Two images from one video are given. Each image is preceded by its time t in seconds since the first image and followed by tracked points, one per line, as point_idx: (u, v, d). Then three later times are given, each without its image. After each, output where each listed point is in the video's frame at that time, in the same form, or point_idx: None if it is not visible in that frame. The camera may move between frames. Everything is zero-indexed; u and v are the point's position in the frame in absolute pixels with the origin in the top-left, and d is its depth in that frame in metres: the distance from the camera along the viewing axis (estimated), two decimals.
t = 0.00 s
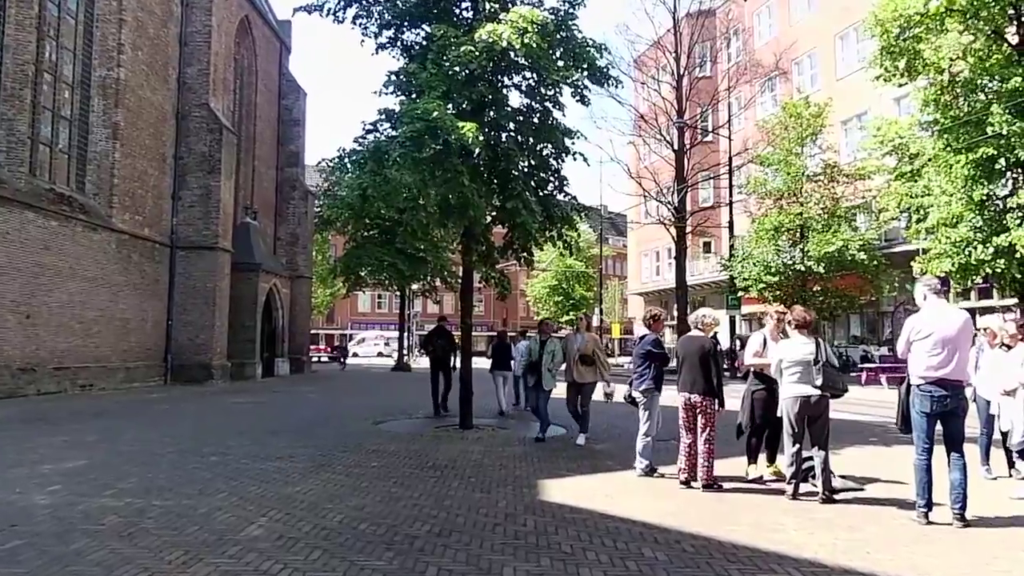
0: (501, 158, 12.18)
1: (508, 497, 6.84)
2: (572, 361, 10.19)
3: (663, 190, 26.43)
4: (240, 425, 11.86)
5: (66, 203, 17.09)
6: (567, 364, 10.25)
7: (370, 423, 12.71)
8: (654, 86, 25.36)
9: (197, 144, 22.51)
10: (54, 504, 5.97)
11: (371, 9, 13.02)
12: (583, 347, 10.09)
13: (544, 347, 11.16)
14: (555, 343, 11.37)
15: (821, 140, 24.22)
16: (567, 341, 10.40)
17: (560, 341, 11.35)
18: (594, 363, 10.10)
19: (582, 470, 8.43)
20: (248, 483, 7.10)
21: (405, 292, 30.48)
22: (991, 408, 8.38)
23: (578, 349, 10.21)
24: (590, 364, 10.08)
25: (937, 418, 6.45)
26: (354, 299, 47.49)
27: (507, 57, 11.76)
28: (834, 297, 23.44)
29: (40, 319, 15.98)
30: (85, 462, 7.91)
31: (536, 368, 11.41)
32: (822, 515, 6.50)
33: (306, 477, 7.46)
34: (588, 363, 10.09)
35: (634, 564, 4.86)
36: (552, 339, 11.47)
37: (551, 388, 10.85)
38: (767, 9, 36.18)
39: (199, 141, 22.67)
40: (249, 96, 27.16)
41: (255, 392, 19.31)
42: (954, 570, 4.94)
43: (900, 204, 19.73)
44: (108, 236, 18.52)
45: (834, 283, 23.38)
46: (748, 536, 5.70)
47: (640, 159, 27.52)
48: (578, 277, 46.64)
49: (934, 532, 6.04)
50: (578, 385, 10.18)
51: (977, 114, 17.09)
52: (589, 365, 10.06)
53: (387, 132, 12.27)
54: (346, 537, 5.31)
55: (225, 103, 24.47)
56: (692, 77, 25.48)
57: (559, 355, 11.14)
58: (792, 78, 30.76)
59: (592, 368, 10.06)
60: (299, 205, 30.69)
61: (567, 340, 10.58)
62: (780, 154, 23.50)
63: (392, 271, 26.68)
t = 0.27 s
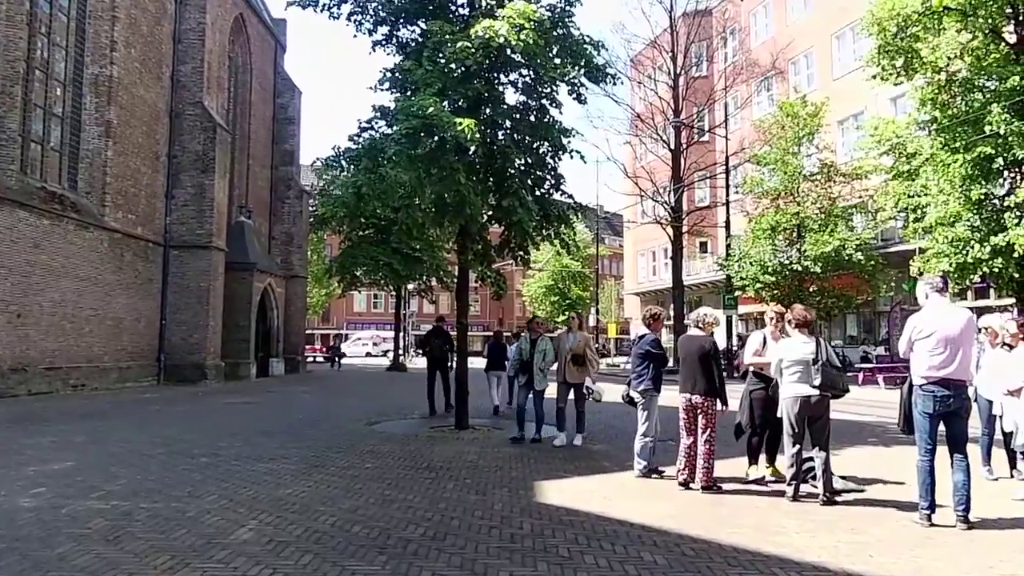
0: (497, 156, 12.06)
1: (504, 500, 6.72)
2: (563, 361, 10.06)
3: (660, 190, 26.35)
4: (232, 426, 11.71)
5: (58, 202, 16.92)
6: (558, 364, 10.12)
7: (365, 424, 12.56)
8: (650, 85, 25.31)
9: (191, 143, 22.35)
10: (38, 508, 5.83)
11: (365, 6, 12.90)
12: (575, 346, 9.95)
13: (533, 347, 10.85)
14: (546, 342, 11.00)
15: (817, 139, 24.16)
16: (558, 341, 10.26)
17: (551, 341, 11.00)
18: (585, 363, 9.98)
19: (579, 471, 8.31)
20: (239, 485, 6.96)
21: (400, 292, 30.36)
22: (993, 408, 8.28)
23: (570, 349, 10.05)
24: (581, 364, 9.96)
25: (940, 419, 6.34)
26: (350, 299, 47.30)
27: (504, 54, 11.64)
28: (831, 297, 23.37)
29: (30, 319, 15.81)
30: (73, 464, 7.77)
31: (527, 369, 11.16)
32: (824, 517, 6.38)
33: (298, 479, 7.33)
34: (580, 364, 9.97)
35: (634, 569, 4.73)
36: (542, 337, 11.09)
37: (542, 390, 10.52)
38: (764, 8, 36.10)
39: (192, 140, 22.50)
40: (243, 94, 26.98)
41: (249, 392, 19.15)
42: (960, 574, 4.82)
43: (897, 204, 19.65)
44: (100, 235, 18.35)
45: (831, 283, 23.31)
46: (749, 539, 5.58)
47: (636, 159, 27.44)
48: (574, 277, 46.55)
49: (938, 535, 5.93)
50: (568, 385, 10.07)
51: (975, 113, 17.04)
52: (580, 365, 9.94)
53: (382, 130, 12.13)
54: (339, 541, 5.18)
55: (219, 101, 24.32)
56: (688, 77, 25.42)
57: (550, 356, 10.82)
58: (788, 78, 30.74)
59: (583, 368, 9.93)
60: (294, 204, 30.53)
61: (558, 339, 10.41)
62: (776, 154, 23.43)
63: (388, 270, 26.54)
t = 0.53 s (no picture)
0: (494, 152, 11.91)
1: (500, 500, 6.58)
2: (555, 362, 9.83)
3: (657, 189, 26.24)
4: (224, 425, 11.54)
5: (49, 199, 16.72)
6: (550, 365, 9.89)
7: (359, 424, 12.41)
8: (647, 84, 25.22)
9: (184, 140, 22.17)
10: (21, 509, 5.66)
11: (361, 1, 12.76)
12: (566, 347, 9.71)
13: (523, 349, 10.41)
14: (535, 342, 10.56)
15: (814, 138, 24.07)
16: (550, 340, 10.05)
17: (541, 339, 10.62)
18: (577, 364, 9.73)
19: (576, 471, 8.17)
20: (229, 485, 6.81)
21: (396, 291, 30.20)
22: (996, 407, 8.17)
23: (561, 349, 9.80)
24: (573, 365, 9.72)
25: (944, 418, 6.21)
26: (345, 299, 47.08)
27: (501, 49, 11.49)
28: (828, 296, 23.28)
29: (21, 317, 15.63)
30: (60, 463, 7.60)
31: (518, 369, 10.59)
32: (827, 518, 6.25)
33: (290, 479, 7.18)
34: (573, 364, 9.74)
35: (634, 571, 4.60)
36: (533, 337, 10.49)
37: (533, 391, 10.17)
38: (760, 7, 36.04)
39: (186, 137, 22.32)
40: (238, 92, 26.80)
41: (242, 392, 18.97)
42: None
43: (894, 203, 19.54)
44: (92, 233, 18.16)
45: (828, 282, 23.22)
46: (752, 541, 5.44)
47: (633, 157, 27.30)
48: (571, 277, 46.43)
49: (944, 536, 5.81)
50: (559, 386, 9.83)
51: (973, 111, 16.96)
52: (572, 366, 9.70)
53: (377, 125, 11.97)
54: (329, 543, 5.04)
55: (213, 99, 24.15)
56: (685, 75, 25.33)
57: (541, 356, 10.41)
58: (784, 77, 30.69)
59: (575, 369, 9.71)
60: (289, 202, 30.35)
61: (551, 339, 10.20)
62: (773, 153, 23.35)
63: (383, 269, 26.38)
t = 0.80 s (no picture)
0: (490, 150, 11.75)
1: (495, 503, 6.44)
2: (544, 362, 9.70)
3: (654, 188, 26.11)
4: (215, 427, 11.37)
5: (40, 197, 16.54)
6: (539, 365, 9.75)
7: (352, 425, 12.24)
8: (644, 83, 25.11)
9: (178, 139, 21.98)
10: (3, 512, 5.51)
11: None
12: (554, 346, 9.55)
13: (510, 348, 10.10)
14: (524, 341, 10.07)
15: (811, 138, 23.98)
16: (538, 340, 9.83)
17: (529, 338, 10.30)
18: (567, 363, 9.61)
19: (573, 473, 8.03)
20: (217, 488, 6.66)
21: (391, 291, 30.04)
22: (999, 408, 8.05)
23: (550, 348, 9.64)
24: (563, 364, 9.56)
25: (948, 419, 6.08)
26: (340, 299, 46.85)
27: (497, 45, 11.34)
28: (825, 296, 23.16)
29: (11, 317, 15.44)
30: (45, 466, 7.44)
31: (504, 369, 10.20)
32: (830, 521, 6.12)
33: (281, 482, 7.03)
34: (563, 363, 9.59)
35: None
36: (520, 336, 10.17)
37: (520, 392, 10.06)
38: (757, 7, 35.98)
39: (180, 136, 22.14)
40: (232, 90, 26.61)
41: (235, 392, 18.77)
42: None
43: (892, 202, 19.40)
44: (84, 232, 17.97)
45: (825, 282, 23.09)
46: (754, 545, 5.30)
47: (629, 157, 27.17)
48: (567, 277, 46.26)
49: (949, 540, 5.68)
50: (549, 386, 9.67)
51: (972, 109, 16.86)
52: (562, 365, 9.55)
53: (372, 123, 11.81)
54: (318, 548, 4.89)
55: (207, 97, 23.97)
56: (682, 75, 25.22)
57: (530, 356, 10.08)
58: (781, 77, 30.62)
59: (564, 368, 9.56)
60: (284, 202, 30.17)
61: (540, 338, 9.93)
62: (770, 152, 23.25)
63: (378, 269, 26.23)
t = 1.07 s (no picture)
0: (485, 149, 11.58)
1: (488, 511, 6.27)
2: (532, 362, 9.32)
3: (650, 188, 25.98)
4: (205, 430, 11.20)
5: (30, 197, 16.32)
6: (527, 365, 9.38)
7: (345, 428, 12.07)
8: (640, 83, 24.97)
9: (171, 138, 21.78)
10: None
11: None
12: (545, 345, 9.20)
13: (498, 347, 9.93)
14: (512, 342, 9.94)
15: (809, 138, 23.86)
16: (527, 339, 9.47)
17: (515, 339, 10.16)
18: (556, 363, 9.25)
19: (569, 479, 7.87)
20: (203, 496, 6.49)
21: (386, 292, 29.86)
22: (1002, 412, 7.91)
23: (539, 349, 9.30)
24: (553, 364, 9.23)
25: (952, 424, 5.94)
26: (335, 300, 46.64)
27: (492, 42, 11.17)
28: (823, 297, 23.04)
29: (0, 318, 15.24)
30: (28, 472, 7.26)
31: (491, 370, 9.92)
32: (832, 529, 5.97)
33: (269, 488, 6.86)
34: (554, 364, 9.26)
35: None
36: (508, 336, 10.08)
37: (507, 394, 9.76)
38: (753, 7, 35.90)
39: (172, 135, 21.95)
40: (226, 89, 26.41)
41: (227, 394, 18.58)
42: None
43: (890, 202, 19.26)
44: (76, 232, 17.77)
45: (822, 282, 22.97)
46: (754, 555, 5.15)
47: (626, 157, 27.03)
48: (563, 277, 46.11)
49: (955, 549, 5.52)
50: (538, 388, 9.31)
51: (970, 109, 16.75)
52: (551, 365, 9.22)
53: (365, 121, 11.63)
54: (304, 560, 4.72)
55: (201, 96, 23.76)
56: (679, 74, 25.10)
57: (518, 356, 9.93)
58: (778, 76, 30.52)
59: (555, 368, 9.20)
60: (279, 202, 29.97)
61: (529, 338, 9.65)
62: (766, 152, 23.13)
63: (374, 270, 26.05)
